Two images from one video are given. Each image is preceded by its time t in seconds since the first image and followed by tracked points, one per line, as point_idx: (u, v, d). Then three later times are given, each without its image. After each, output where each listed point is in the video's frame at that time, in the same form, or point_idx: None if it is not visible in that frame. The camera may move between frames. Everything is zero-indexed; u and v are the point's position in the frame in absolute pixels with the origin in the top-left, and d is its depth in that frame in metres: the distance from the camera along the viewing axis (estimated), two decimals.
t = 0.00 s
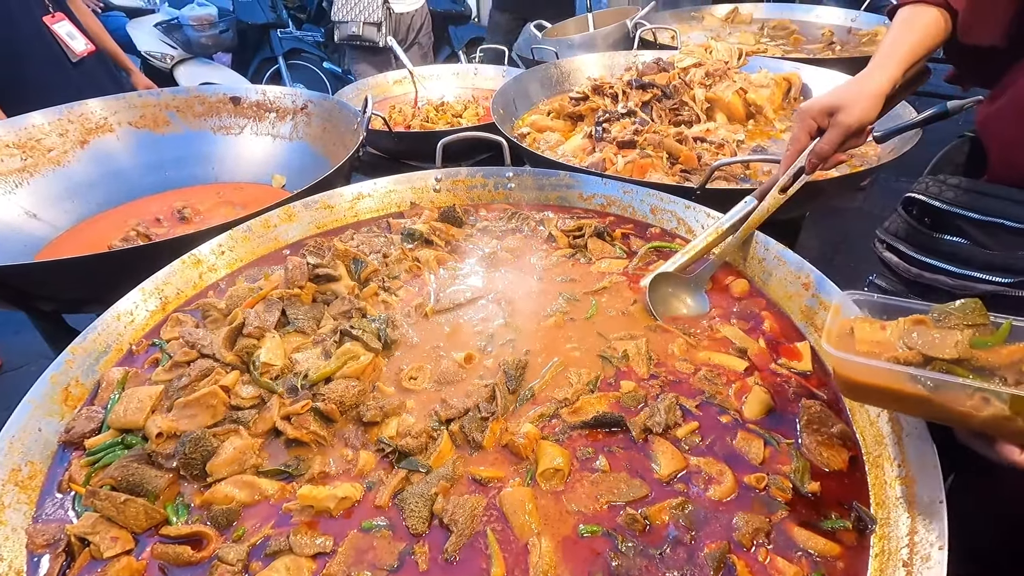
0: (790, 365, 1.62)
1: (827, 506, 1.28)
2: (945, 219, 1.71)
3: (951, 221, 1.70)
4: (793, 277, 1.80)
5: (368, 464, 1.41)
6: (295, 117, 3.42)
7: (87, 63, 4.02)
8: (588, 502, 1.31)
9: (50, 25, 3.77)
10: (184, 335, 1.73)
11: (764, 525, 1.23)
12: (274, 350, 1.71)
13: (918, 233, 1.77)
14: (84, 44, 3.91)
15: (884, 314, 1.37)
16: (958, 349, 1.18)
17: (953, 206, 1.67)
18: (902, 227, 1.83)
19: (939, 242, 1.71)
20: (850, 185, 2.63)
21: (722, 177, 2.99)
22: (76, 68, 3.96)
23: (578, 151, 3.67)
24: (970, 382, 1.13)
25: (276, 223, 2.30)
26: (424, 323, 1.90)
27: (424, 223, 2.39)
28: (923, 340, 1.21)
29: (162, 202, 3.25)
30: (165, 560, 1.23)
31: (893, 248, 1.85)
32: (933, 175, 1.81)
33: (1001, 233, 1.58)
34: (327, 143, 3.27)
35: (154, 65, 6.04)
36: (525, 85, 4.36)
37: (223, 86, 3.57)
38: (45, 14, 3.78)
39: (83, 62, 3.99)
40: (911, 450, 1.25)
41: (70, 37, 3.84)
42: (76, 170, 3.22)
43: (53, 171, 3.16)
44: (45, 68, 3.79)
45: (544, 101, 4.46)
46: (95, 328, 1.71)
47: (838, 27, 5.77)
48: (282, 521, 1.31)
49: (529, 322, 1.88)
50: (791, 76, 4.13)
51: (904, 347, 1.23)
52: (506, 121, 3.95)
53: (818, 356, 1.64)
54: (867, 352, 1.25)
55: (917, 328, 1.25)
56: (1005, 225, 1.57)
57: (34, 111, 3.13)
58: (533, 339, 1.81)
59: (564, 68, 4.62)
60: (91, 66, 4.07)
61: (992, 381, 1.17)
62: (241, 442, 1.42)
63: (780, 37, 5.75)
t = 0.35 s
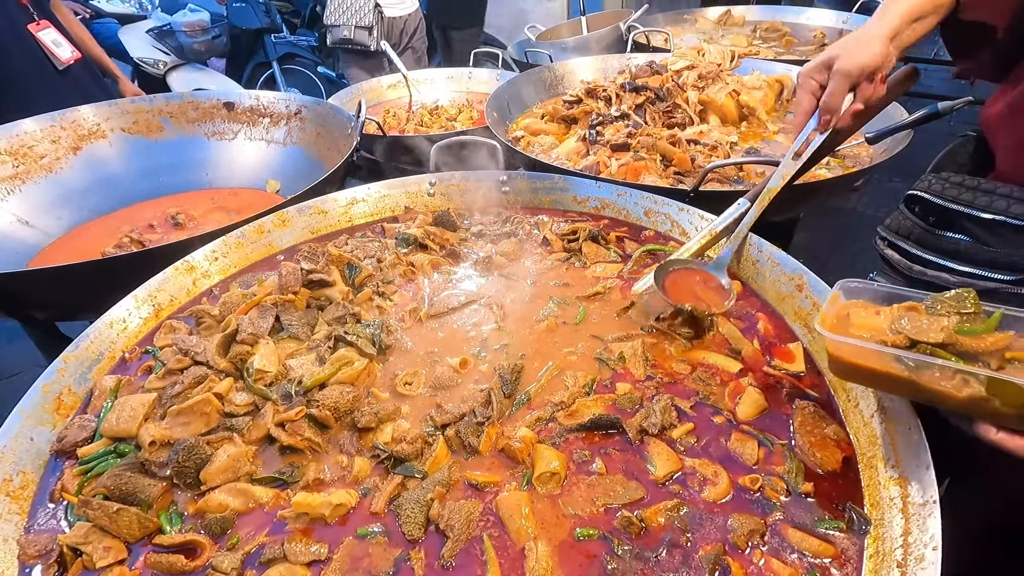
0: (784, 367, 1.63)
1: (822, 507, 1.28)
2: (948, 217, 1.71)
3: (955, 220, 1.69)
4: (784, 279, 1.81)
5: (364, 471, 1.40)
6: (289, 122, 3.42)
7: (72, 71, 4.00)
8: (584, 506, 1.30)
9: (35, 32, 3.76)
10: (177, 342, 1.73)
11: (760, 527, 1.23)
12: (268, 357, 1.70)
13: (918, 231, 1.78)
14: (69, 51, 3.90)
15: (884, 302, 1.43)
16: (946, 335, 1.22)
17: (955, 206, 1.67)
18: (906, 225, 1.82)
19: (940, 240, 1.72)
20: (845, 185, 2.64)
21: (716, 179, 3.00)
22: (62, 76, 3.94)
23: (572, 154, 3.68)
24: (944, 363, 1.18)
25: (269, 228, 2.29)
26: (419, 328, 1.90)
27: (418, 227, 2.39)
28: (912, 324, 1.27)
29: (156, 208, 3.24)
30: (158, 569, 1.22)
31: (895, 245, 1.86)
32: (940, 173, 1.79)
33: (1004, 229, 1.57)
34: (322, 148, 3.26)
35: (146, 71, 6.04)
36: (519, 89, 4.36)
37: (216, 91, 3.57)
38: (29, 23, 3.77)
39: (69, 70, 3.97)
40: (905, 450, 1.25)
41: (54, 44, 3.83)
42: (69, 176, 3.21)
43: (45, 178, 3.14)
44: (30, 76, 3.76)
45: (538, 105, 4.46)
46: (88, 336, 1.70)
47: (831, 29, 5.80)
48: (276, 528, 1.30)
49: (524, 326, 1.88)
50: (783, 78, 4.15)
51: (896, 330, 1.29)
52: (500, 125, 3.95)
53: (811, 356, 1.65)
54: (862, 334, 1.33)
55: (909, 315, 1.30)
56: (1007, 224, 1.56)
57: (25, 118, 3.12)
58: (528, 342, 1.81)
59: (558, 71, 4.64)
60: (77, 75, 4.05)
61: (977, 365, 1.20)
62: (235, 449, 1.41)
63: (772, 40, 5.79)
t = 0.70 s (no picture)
0: (762, 367, 1.65)
1: (801, 506, 1.30)
2: (919, 210, 1.79)
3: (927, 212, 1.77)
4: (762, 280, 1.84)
5: (344, 482, 1.40)
6: (268, 131, 3.39)
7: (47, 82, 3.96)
8: (566, 512, 1.31)
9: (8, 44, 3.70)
10: (154, 357, 1.71)
11: (740, 527, 1.24)
12: (246, 369, 1.68)
13: (889, 219, 1.83)
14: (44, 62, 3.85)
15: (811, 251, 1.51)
16: (854, 283, 1.29)
17: (927, 197, 1.76)
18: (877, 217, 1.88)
19: (907, 228, 1.78)
20: (822, 184, 2.67)
21: (694, 181, 3.04)
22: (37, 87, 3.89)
23: (553, 159, 3.70)
24: (853, 310, 1.23)
25: (248, 239, 2.27)
26: (400, 337, 1.89)
27: (399, 235, 2.39)
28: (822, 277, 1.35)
29: (134, 220, 3.20)
30: None
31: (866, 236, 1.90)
32: (911, 169, 1.88)
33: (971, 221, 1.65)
34: (302, 157, 3.24)
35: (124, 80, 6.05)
36: (500, 95, 4.38)
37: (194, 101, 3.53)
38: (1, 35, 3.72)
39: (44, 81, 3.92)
40: (879, 447, 1.27)
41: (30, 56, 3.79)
42: (43, 190, 3.15)
43: (19, 192, 3.09)
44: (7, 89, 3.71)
45: (519, 110, 4.48)
46: (62, 353, 1.67)
47: (807, 31, 5.88)
48: (256, 543, 1.29)
49: (505, 332, 1.89)
50: (760, 80, 4.21)
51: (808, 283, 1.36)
52: (481, 131, 3.96)
53: (789, 355, 1.67)
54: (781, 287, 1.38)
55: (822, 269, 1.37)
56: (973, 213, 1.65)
57: None
58: (509, 348, 1.81)
59: (538, 77, 4.66)
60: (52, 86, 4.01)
61: (882, 311, 1.27)
62: (213, 465, 1.40)
63: (749, 43, 5.88)
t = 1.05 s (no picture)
0: (736, 362, 1.67)
1: (774, 499, 1.31)
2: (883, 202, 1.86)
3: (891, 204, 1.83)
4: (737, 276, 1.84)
5: (318, 493, 1.38)
6: (240, 139, 3.34)
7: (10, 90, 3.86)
8: (542, 514, 1.30)
9: None
10: (121, 373, 1.67)
11: (715, 523, 1.25)
12: (217, 382, 1.66)
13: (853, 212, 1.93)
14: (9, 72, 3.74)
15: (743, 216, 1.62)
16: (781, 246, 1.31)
17: (888, 189, 1.83)
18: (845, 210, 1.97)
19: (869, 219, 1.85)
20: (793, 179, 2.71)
21: (668, 180, 3.06)
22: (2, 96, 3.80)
23: (529, 161, 3.70)
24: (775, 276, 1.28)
25: (218, 250, 2.24)
26: (376, 344, 1.88)
27: (373, 241, 2.38)
28: (750, 242, 1.35)
29: (103, 232, 3.14)
30: None
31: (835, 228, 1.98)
32: (876, 161, 1.95)
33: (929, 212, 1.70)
34: (275, 164, 3.20)
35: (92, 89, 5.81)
36: (474, 98, 4.37)
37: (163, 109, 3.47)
38: None
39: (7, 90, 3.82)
40: (849, 438, 1.29)
41: None
42: (7, 204, 3.07)
43: None
44: None
45: (494, 113, 4.48)
46: (25, 371, 1.63)
47: (777, 30, 5.98)
48: (228, 559, 1.27)
49: (481, 336, 1.88)
50: (731, 79, 4.26)
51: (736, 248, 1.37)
52: (456, 134, 3.94)
53: (762, 350, 1.69)
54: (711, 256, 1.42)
55: (751, 231, 1.39)
56: (929, 203, 1.70)
57: None
58: (485, 351, 1.81)
59: (512, 79, 4.67)
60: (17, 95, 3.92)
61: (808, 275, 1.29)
62: (182, 481, 1.38)
63: (720, 43, 5.96)
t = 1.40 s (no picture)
0: (711, 361, 1.68)
1: (750, 497, 1.33)
2: (846, 202, 1.90)
3: (853, 205, 1.87)
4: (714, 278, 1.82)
5: (294, 508, 1.36)
6: (212, 150, 3.29)
7: None
8: (521, 521, 1.30)
9: None
10: (88, 393, 1.64)
11: (692, 523, 1.26)
12: (189, 399, 1.62)
13: (817, 213, 1.95)
14: None
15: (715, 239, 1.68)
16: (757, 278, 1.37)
17: (851, 189, 1.87)
18: (810, 210, 2.00)
19: (835, 220, 1.89)
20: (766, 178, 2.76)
21: (643, 183, 3.09)
22: None
23: (505, 166, 3.71)
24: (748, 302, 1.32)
25: (189, 263, 2.20)
26: (352, 354, 1.86)
27: (349, 250, 2.36)
28: (721, 267, 1.40)
29: (72, 247, 3.06)
30: None
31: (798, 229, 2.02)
32: (840, 163, 1.99)
33: (891, 211, 1.75)
34: (248, 174, 3.16)
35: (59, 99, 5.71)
36: (449, 105, 4.37)
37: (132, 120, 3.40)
38: None
39: None
40: (821, 434, 1.31)
41: None
42: None
43: None
44: None
45: (470, 119, 4.48)
46: None
47: (746, 32, 6.08)
48: None
49: (459, 343, 1.87)
50: (703, 81, 4.32)
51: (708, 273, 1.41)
52: (431, 141, 3.93)
53: (737, 348, 1.71)
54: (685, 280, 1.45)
55: (722, 256, 1.44)
56: (891, 203, 1.74)
57: None
58: (462, 359, 1.80)
59: (486, 85, 4.68)
60: None
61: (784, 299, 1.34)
62: (153, 501, 1.35)
63: (691, 46, 6.04)
